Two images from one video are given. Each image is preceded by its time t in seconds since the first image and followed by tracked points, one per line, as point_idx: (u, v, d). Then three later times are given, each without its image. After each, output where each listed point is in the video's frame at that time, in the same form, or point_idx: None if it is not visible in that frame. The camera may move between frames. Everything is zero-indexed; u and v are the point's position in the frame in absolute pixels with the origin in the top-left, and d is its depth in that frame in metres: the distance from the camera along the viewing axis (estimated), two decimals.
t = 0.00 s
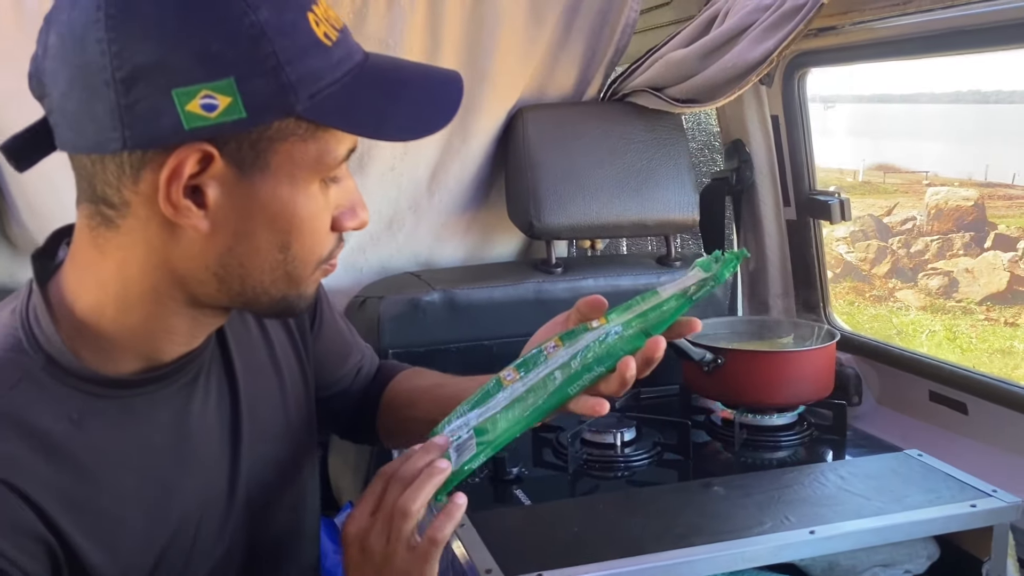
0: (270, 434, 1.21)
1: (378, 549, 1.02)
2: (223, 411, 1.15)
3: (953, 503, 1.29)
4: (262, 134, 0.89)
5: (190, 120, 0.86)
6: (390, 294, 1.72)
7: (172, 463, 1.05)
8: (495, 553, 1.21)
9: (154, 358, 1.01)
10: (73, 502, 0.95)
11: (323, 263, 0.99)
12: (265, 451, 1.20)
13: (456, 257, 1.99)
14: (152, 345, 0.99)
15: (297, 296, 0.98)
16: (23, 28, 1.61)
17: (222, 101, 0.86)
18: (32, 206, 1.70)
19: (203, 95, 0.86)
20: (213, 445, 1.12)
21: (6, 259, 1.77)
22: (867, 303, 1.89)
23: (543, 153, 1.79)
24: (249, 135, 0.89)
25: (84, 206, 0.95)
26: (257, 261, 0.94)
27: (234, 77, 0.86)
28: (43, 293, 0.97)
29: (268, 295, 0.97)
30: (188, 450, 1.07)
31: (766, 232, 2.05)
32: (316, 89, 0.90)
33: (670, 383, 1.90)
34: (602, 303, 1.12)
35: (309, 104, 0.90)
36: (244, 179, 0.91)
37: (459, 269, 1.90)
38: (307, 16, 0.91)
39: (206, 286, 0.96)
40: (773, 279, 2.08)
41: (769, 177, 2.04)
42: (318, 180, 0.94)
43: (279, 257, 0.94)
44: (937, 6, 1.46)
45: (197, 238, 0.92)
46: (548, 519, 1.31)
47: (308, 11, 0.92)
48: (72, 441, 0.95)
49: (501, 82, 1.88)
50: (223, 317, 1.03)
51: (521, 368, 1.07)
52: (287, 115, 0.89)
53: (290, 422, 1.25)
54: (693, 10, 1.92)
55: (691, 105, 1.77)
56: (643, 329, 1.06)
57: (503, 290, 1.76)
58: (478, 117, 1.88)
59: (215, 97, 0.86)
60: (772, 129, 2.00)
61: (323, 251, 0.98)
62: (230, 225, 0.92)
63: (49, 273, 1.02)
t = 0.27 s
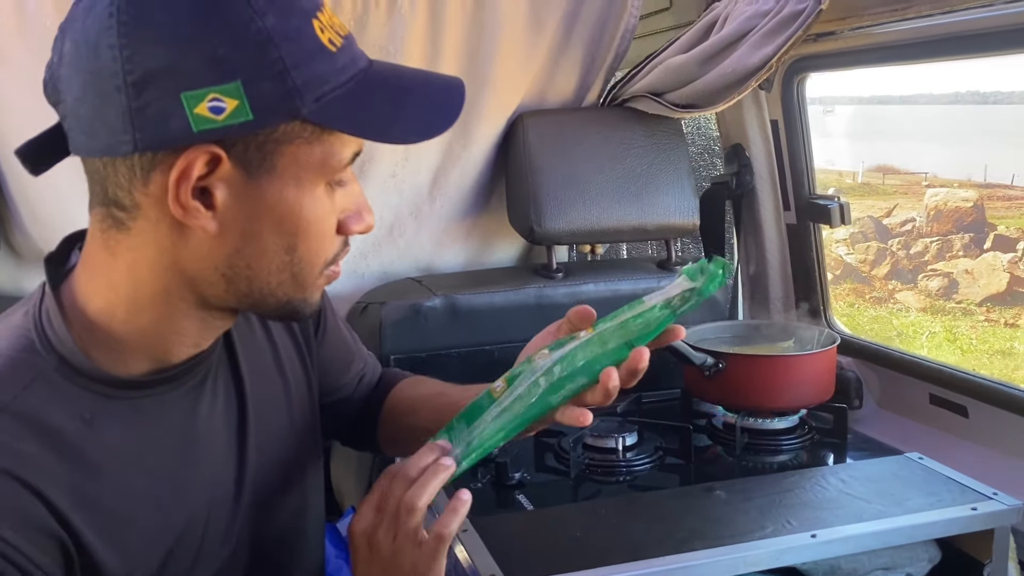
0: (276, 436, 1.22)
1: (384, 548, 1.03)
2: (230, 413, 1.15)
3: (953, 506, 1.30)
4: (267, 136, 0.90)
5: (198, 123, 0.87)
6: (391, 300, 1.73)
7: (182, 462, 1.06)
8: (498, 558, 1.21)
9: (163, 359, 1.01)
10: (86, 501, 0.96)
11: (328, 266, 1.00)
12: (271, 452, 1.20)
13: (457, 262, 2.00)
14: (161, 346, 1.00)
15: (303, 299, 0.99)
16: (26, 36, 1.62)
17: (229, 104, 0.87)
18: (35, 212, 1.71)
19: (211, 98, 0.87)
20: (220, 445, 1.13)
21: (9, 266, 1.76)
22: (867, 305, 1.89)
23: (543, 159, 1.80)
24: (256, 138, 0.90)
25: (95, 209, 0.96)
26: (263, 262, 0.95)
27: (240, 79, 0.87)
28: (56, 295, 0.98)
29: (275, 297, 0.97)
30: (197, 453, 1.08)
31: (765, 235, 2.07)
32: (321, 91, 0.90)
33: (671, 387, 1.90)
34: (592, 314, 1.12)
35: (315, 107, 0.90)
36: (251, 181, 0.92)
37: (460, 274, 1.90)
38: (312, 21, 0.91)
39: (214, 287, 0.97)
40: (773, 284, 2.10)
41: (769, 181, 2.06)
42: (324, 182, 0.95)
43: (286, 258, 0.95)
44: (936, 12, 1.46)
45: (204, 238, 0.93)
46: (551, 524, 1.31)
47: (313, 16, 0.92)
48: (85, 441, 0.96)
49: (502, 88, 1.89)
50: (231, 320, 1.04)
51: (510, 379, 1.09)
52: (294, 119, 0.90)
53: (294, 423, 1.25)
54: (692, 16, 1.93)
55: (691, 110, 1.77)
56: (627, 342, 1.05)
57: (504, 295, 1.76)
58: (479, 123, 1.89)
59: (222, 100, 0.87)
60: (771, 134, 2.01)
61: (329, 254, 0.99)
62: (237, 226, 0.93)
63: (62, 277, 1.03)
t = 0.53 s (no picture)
0: (271, 441, 1.21)
1: None
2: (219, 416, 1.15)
3: (953, 513, 1.30)
4: (219, 121, 0.91)
5: (147, 111, 0.89)
6: (390, 308, 1.73)
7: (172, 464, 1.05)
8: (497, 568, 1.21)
9: (149, 358, 1.01)
10: (73, 498, 0.96)
11: (312, 259, 0.99)
12: (266, 459, 1.20)
13: (456, 270, 2.00)
14: (144, 345, 1.00)
15: (285, 290, 0.99)
16: (23, 50, 1.62)
17: (173, 90, 0.88)
18: (34, 224, 1.71)
19: (157, 86, 0.88)
20: (212, 448, 1.12)
21: (8, 277, 1.76)
22: (870, 306, 1.88)
23: (541, 166, 1.80)
24: (208, 123, 0.91)
25: (77, 211, 0.99)
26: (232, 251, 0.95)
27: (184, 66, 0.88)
28: (43, 296, 1.00)
29: (253, 289, 0.98)
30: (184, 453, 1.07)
31: (765, 241, 2.06)
32: (269, 73, 0.91)
33: (670, 393, 1.91)
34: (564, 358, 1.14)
35: (264, 89, 0.91)
36: (210, 168, 0.92)
37: (459, 282, 1.90)
38: (259, 7, 0.92)
39: (190, 281, 0.97)
40: (773, 289, 2.09)
41: (766, 185, 2.05)
42: (289, 168, 0.95)
43: (255, 247, 0.95)
44: (931, 18, 1.46)
45: (173, 230, 0.94)
46: (550, 533, 1.31)
47: (262, 3, 0.93)
48: (72, 437, 0.96)
49: (499, 95, 1.89)
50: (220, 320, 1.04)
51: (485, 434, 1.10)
52: (244, 100, 0.91)
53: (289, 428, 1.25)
54: (688, 22, 1.93)
55: (687, 117, 1.76)
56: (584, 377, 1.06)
57: (503, 302, 1.76)
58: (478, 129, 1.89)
59: (167, 87, 0.88)
60: (769, 139, 2.00)
61: (307, 243, 0.98)
62: (201, 215, 0.94)
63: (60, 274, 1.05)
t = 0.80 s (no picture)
0: (258, 434, 1.21)
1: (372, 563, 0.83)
2: (208, 411, 1.16)
3: (951, 516, 1.30)
4: (203, 117, 1.00)
5: (137, 111, 0.97)
6: (391, 314, 1.74)
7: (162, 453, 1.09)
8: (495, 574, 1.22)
9: (139, 349, 1.06)
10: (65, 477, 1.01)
11: (293, 240, 1.10)
12: (263, 462, 1.20)
13: (456, 276, 2.00)
14: (135, 334, 1.05)
15: (272, 271, 1.08)
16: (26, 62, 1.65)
17: (162, 90, 0.97)
18: (37, 234, 1.72)
19: (146, 88, 0.97)
20: (198, 440, 1.14)
21: (12, 287, 1.77)
22: (875, 307, 1.87)
23: (540, 172, 1.81)
24: (193, 119, 1.00)
25: (65, 212, 1.05)
26: (223, 236, 1.04)
27: (170, 66, 0.97)
28: (38, 296, 1.05)
29: (244, 273, 1.06)
30: (177, 439, 1.11)
31: (765, 244, 2.07)
32: (245, 69, 1.00)
33: (670, 398, 1.91)
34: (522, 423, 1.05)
35: (242, 84, 1.00)
36: (197, 161, 1.01)
37: (459, 289, 1.91)
38: (229, 10, 1.01)
39: (182, 270, 1.05)
40: (772, 293, 2.10)
41: (765, 188, 2.06)
42: (268, 156, 1.05)
43: (244, 232, 1.04)
44: (924, 23, 1.47)
45: (166, 222, 1.02)
46: (549, 539, 1.32)
47: (232, 8, 1.02)
48: (61, 421, 1.01)
49: (498, 102, 1.90)
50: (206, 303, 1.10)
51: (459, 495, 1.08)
52: (228, 95, 1.00)
53: (289, 432, 1.27)
54: (685, 29, 1.94)
55: (685, 122, 1.76)
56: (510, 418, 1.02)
57: (503, 308, 1.77)
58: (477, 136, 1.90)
59: (155, 87, 0.97)
60: (767, 144, 2.01)
61: (288, 226, 1.08)
62: (192, 205, 1.02)
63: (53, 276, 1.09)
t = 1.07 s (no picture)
0: (267, 429, 1.31)
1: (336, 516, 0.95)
2: (219, 398, 1.26)
3: (951, 516, 1.31)
4: (201, 115, 1.07)
5: (140, 114, 1.05)
6: (395, 319, 1.76)
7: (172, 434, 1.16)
8: None
9: (162, 340, 1.15)
10: (84, 448, 1.08)
11: (294, 226, 1.16)
12: (264, 445, 1.29)
13: (459, 280, 2.01)
14: (155, 324, 1.14)
15: (278, 257, 1.14)
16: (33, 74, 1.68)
17: (160, 94, 1.05)
18: (45, 242, 1.74)
19: (145, 92, 1.05)
20: (214, 430, 1.24)
21: (21, 294, 1.79)
22: (883, 308, 1.85)
23: (541, 177, 1.82)
24: (193, 119, 1.07)
25: (88, 215, 1.14)
26: (228, 224, 1.11)
27: (165, 70, 1.05)
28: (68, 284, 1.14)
29: (252, 259, 1.13)
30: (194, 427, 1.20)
31: (766, 246, 2.08)
32: (232, 68, 1.08)
33: (672, 400, 1.92)
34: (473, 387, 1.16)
35: (233, 83, 1.08)
36: (199, 157, 1.09)
37: (463, 293, 1.92)
38: (215, 17, 1.11)
39: (193, 260, 1.12)
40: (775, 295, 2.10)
41: (766, 189, 2.07)
42: (263, 147, 1.12)
43: (247, 220, 1.11)
44: (920, 26, 1.47)
45: (175, 216, 1.10)
46: (550, 541, 1.33)
47: (218, 13, 1.11)
48: (91, 402, 1.09)
49: (500, 107, 1.91)
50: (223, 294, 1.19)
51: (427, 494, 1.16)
52: (219, 94, 1.07)
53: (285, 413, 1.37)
54: (685, 33, 1.96)
55: (686, 126, 1.78)
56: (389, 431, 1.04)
57: (505, 311, 1.78)
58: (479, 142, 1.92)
59: (154, 91, 1.05)
60: (768, 146, 2.02)
61: (290, 212, 1.15)
62: (198, 198, 1.10)
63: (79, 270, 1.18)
